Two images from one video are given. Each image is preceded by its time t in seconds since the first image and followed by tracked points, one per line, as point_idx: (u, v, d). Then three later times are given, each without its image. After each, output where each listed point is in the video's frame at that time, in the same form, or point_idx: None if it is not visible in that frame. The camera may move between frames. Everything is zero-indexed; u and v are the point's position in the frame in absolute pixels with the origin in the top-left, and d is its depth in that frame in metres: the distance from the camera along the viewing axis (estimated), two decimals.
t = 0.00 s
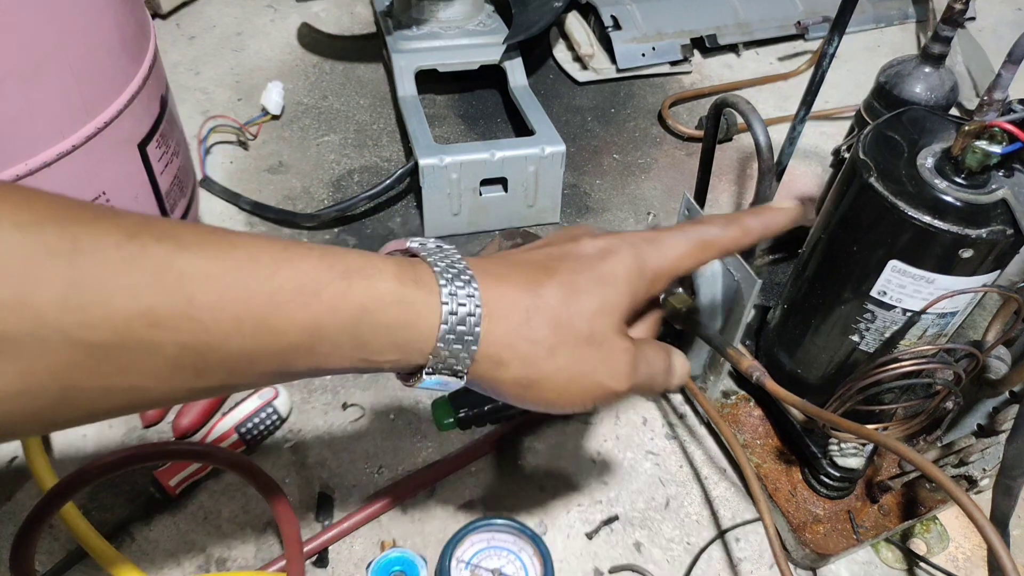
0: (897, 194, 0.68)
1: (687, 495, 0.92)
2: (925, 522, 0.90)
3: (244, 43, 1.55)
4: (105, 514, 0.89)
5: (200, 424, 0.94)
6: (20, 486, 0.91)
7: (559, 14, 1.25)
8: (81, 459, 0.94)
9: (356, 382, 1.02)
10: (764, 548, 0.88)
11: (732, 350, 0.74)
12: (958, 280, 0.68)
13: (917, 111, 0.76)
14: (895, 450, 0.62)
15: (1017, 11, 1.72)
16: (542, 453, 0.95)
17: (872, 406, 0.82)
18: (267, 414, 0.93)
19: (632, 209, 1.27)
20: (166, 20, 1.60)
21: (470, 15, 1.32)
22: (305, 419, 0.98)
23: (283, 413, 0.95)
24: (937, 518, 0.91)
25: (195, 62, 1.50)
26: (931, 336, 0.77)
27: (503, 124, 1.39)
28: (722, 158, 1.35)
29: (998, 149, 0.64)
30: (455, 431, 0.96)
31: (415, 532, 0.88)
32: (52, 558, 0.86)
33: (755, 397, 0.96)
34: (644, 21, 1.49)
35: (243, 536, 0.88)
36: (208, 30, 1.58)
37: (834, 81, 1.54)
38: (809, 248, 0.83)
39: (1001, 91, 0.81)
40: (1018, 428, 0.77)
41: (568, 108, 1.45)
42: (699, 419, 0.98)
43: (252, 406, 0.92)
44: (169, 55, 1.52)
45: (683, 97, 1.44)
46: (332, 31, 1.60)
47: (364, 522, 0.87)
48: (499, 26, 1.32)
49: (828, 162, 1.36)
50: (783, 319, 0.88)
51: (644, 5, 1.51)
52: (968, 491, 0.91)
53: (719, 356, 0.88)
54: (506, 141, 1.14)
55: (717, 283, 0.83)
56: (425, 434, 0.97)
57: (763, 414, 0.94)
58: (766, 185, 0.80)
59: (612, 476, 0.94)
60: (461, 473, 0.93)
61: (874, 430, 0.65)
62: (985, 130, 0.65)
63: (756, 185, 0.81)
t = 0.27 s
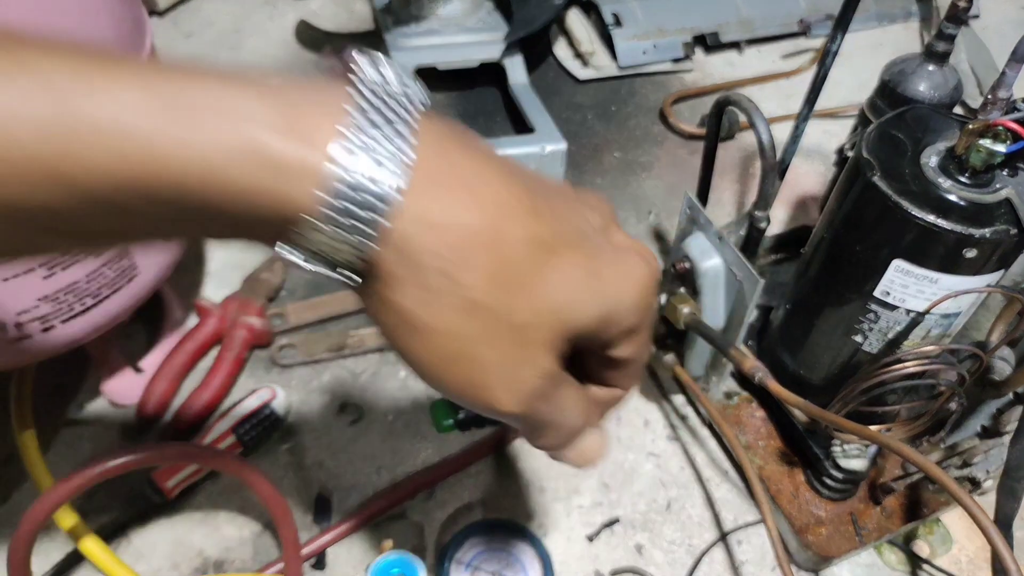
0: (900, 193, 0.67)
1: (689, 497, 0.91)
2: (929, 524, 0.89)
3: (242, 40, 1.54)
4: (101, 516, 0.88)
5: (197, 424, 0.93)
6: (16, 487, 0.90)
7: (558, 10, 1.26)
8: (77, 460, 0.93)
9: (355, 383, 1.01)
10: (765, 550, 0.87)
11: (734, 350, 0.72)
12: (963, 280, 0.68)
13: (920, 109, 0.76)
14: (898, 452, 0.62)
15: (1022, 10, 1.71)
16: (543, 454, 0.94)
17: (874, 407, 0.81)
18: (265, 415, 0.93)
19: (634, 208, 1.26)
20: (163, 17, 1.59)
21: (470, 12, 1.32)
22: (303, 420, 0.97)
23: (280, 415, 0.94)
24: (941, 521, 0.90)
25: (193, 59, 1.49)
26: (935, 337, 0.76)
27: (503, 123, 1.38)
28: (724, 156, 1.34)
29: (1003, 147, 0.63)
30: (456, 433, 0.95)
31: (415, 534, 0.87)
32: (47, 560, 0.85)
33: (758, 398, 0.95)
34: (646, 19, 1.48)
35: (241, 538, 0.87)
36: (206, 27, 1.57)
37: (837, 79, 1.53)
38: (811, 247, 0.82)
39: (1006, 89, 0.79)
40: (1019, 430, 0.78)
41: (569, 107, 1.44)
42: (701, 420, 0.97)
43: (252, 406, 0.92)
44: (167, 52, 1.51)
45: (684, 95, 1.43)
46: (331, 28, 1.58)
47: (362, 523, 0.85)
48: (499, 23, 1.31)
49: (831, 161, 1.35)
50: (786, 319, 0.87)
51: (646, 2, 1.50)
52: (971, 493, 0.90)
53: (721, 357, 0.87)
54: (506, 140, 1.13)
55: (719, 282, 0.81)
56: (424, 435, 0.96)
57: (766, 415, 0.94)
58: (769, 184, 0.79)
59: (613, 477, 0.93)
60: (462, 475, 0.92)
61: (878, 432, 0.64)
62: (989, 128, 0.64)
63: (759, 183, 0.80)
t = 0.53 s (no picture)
0: (893, 194, 0.68)
1: (686, 492, 0.93)
2: (922, 519, 0.91)
3: (245, 45, 1.56)
4: (110, 512, 0.90)
5: (203, 423, 0.95)
6: (26, 484, 0.92)
7: (558, 16, 1.25)
8: (86, 457, 0.95)
9: (357, 381, 1.03)
10: (760, 545, 0.89)
11: (728, 349, 0.74)
12: (954, 280, 0.69)
13: (913, 112, 0.77)
14: (891, 449, 0.63)
15: (1014, 12, 1.73)
16: (542, 451, 0.96)
17: (868, 405, 0.83)
18: (270, 413, 0.94)
19: (631, 209, 1.28)
20: (168, 22, 1.61)
21: (470, 18, 1.33)
22: (307, 418, 0.99)
23: (286, 412, 0.96)
24: (934, 517, 0.92)
25: (197, 63, 1.51)
26: (927, 336, 0.78)
27: (503, 126, 1.40)
28: (720, 158, 1.36)
29: (994, 150, 0.64)
30: (456, 430, 0.97)
31: (416, 529, 0.89)
32: (57, 556, 0.87)
33: (753, 396, 0.96)
34: (644, 24, 1.50)
35: (246, 534, 0.89)
36: (210, 32, 1.59)
37: (833, 82, 1.55)
38: (806, 247, 0.84)
39: (997, 91, 0.81)
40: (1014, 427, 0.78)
41: (568, 110, 1.46)
42: (697, 418, 0.99)
43: (256, 405, 0.93)
44: (171, 56, 1.53)
45: (681, 99, 1.45)
46: (332, 33, 1.61)
47: (366, 520, 0.88)
48: (499, 28, 1.33)
49: (826, 163, 1.37)
50: (780, 318, 0.89)
51: (643, 7, 1.52)
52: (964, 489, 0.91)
53: (716, 356, 0.88)
54: (506, 143, 1.15)
55: (714, 283, 0.84)
56: (425, 433, 0.98)
57: (761, 412, 0.95)
58: (763, 186, 0.81)
59: (611, 473, 0.95)
60: (462, 471, 0.94)
61: (870, 429, 0.65)
62: (981, 131, 0.65)
63: (753, 186, 0.82)
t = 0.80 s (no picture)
0: (893, 194, 0.68)
1: (686, 492, 0.93)
2: (922, 519, 0.91)
3: (245, 45, 1.56)
4: (111, 512, 0.90)
5: (203, 423, 0.95)
6: (26, 484, 0.92)
7: (558, 16, 1.25)
8: (86, 457, 0.95)
9: (357, 381, 1.03)
10: (760, 545, 0.89)
11: (728, 349, 0.74)
12: (954, 280, 0.69)
13: (913, 112, 0.77)
14: (891, 448, 0.63)
15: (1014, 12, 1.73)
16: (542, 451, 0.96)
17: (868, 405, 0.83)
18: (270, 413, 0.94)
19: (631, 209, 1.28)
20: (168, 22, 1.61)
21: (470, 18, 1.33)
22: (308, 418, 0.99)
23: (286, 412, 0.96)
24: (934, 516, 0.92)
25: (198, 63, 1.51)
26: (927, 336, 0.78)
27: (503, 126, 1.40)
28: (720, 159, 1.36)
29: (994, 150, 0.64)
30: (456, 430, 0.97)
31: (415, 528, 0.89)
32: (57, 556, 0.87)
33: (753, 396, 0.96)
34: (643, 24, 1.50)
35: (246, 534, 0.89)
36: (210, 32, 1.59)
37: (832, 82, 1.55)
38: (805, 247, 0.84)
39: (997, 91, 0.81)
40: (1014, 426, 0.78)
41: (568, 110, 1.46)
42: (697, 418, 0.99)
43: (256, 405, 0.93)
44: (171, 56, 1.53)
45: (681, 98, 1.45)
46: (332, 33, 1.61)
47: (366, 521, 0.88)
48: (499, 29, 1.33)
49: (826, 163, 1.37)
50: (780, 318, 0.89)
51: (643, 7, 1.52)
52: (964, 489, 0.91)
53: (716, 356, 0.88)
54: (506, 143, 1.15)
55: (714, 283, 0.84)
56: (425, 432, 0.98)
57: (760, 412, 0.95)
58: (763, 186, 0.81)
59: (611, 473, 0.95)
60: (462, 471, 0.94)
61: (870, 428, 0.65)
62: (981, 131, 0.65)
63: (753, 186, 0.82)
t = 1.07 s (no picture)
0: (893, 194, 0.68)
1: (686, 492, 0.93)
2: (922, 519, 0.91)
3: (245, 45, 1.56)
4: (111, 512, 0.90)
5: (203, 423, 0.95)
6: (26, 484, 0.92)
7: (558, 16, 1.25)
8: (85, 457, 0.95)
9: (357, 381, 1.03)
10: (761, 545, 0.89)
11: (728, 349, 0.74)
12: (953, 280, 0.69)
13: (913, 112, 0.77)
14: (891, 448, 0.63)
15: (1014, 12, 1.73)
16: (542, 451, 0.96)
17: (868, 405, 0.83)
18: (270, 413, 0.94)
19: (631, 209, 1.28)
20: (168, 22, 1.61)
21: (470, 18, 1.33)
22: (308, 418, 0.99)
23: (286, 412, 0.96)
24: (934, 516, 0.92)
25: (198, 63, 1.51)
26: (926, 336, 0.78)
27: (503, 126, 1.40)
28: (720, 159, 1.36)
29: (994, 150, 0.64)
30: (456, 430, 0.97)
31: (415, 528, 0.89)
32: (57, 556, 0.87)
33: (753, 396, 0.96)
34: (643, 24, 1.50)
35: (246, 534, 0.89)
36: (210, 32, 1.59)
37: (832, 82, 1.55)
38: (805, 248, 0.84)
39: (997, 91, 0.81)
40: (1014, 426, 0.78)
41: (568, 110, 1.46)
42: (697, 418, 0.99)
43: (256, 405, 0.93)
44: (171, 56, 1.53)
45: (681, 98, 1.45)
46: (332, 33, 1.61)
47: (366, 521, 0.88)
48: (499, 29, 1.33)
49: (826, 163, 1.37)
50: (781, 318, 0.89)
51: (643, 8, 1.52)
52: (964, 490, 0.91)
53: (716, 356, 0.88)
54: (506, 143, 1.15)
55: (714, 283, 0.84)
56: (425, 433, 0.98)
57: (761, 412, 0.95)
58: (763, 186, 0.81)
59: (610, 473, 0.95)
60: (461, 471, 0.94)
61: (870, 429, 0.65)
62: (981, 131, 0.65)
63: (753, 186, 0.82)
